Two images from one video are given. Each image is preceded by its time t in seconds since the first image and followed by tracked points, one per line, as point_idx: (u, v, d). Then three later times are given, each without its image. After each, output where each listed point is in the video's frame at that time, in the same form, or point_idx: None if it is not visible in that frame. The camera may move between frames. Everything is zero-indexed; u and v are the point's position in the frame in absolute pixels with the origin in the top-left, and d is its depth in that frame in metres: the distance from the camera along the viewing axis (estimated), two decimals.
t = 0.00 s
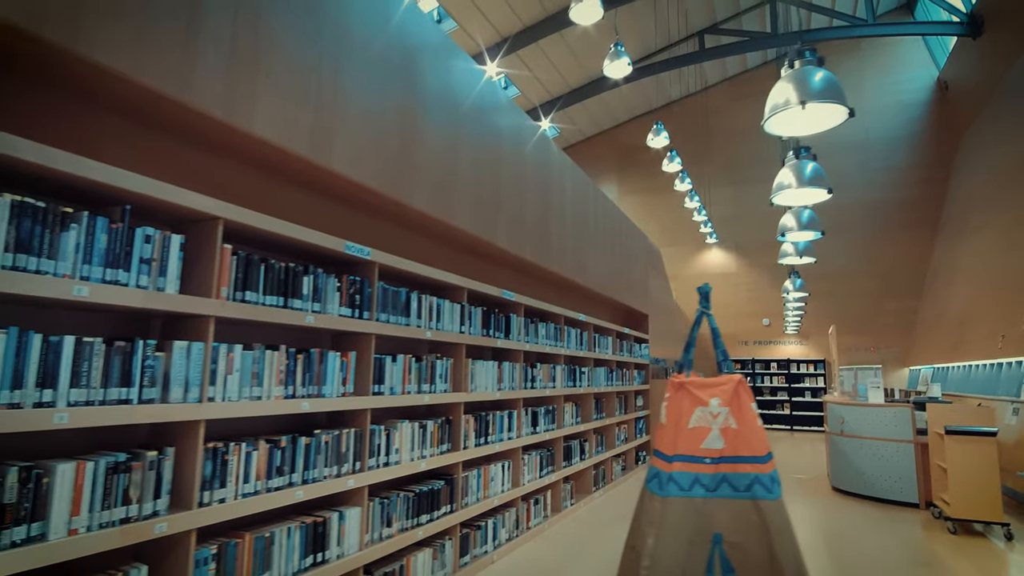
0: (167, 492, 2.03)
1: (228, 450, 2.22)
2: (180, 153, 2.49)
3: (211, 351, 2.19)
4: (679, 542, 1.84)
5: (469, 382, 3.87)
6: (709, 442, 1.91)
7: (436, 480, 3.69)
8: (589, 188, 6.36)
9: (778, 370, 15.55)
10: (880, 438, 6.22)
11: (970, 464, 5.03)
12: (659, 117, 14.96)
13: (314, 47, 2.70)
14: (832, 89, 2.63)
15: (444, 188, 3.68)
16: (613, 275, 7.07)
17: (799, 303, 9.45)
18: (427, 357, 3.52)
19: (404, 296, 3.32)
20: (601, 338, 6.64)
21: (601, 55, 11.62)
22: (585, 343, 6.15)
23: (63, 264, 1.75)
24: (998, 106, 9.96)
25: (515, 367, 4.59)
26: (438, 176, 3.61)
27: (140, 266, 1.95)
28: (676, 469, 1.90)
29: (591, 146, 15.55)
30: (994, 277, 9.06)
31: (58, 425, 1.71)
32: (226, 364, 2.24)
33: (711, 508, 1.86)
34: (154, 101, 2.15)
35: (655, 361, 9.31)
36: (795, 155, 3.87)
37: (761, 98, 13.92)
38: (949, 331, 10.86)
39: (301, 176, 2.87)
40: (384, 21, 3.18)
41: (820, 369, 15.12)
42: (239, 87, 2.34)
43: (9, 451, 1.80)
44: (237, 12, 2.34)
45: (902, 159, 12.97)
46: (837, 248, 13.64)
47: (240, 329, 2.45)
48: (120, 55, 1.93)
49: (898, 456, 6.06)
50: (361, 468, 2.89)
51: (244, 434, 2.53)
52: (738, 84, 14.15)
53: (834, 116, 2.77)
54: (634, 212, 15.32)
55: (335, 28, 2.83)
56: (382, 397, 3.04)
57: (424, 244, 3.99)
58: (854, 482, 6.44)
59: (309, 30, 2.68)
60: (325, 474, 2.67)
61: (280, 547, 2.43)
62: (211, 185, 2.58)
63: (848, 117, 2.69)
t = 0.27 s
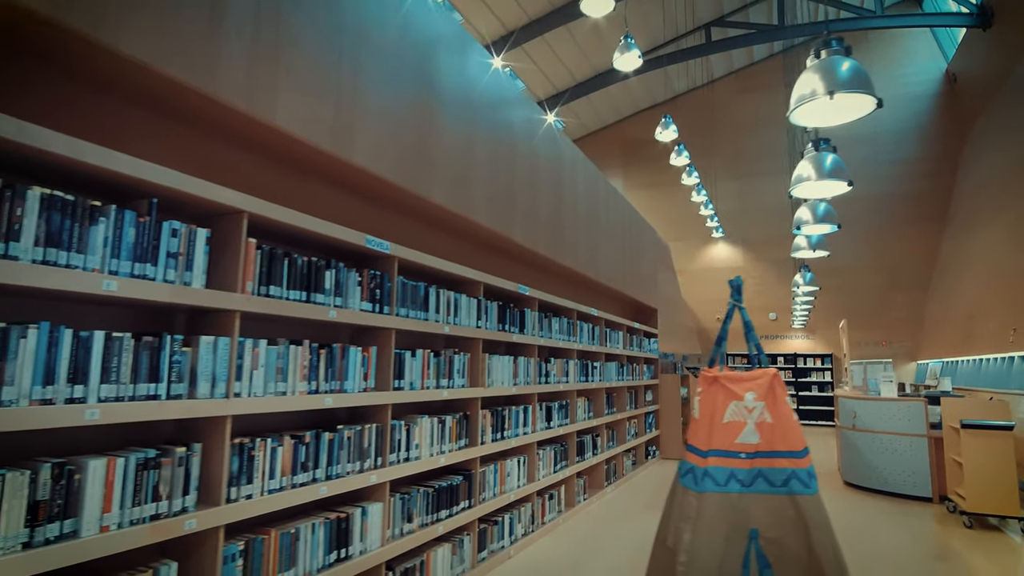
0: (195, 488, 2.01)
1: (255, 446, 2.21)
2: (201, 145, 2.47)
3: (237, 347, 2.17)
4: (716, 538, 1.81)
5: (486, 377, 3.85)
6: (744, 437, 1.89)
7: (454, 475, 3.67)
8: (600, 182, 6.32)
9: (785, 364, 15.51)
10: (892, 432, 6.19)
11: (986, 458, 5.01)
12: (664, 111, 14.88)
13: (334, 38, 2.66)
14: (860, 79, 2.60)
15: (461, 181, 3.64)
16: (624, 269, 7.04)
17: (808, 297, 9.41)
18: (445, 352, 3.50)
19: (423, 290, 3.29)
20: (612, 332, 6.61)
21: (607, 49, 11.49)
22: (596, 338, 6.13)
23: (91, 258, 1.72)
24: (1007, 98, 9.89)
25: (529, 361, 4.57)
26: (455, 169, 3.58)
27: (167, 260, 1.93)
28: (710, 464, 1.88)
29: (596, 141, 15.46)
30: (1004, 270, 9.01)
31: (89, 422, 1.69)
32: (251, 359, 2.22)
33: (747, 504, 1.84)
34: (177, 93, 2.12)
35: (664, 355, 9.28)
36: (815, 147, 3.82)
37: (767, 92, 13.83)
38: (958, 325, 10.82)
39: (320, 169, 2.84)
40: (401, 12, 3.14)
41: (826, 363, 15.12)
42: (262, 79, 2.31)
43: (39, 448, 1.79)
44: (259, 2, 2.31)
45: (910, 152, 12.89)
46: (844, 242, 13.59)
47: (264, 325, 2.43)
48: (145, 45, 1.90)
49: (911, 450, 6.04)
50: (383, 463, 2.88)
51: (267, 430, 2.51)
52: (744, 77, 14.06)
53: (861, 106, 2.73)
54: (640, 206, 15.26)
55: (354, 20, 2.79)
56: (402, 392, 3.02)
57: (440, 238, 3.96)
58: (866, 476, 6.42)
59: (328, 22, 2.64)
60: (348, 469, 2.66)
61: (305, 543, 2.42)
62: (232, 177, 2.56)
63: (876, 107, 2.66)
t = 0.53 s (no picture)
0: (223, 481, 2.01)
1: (281, 439, 2.20)
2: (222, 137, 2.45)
3: (263, 340, 2.16)
4: (749, 532, 1.80)
5: (501, 370, 3.84)
6: (777, 431, 1.88)
7: (471, 469, 3.67)
8: (610, 175, 6.31)
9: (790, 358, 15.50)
10: (902, 427, 6.19)
11: (998, 452, 5.01)
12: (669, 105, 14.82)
13: (355, 28, 2.63)
14: (887, 71, 2.58)
15: (476, 174, 3.62)
16: (633, 263, 7.03)
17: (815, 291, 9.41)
18: (462, 346, 3.49)
19: (440, 283, 3.28)
20: (621, 326, 6.60)
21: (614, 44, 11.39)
22: (607, 331, 6.13)
23: (122, 250, 1.70)
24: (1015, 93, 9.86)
25: (543, 355, 4.56)
26: (471, 161, 3.55)
27: (195, 252, 1.91)
28: (744, 458, 1.86)
29: (601, 135, 15.40)
30: (1011, 265, 9.00)
31: (122, 414, 1.68)
32: (277, 352, 2.21)
33: (780, 498, 1.82)
34: (203, 83, 2.10)
35: (671, 350, 9.29)
36: (833, 140, 3.80)
37: (772, 85, 13.76)
38: (965, 320, 10.81)
39: (340, 161, 2.82)
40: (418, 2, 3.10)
41: (831, 358, 14.85)
42: (285, 69, 2.28)
43: (70, 441, 1.78)
44: None
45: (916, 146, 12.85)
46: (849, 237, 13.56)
47: (287, 317, 2.42)
48: (173, 35, 1.88)
49: (921, 444, 6.03)
50: (403, 457, 2.87)
51: (290, 423, 2.50)
52: (749, 71, 13.97)
53: (888, 98, 2.70)
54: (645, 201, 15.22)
55: (374, 10, 2.76)
56: (422, 385, 3.01)
57: (453, 231, 3.95)
58: (875, 470, 6.43)
59: (349, 11, 2.61)
60: (370, 462, 2.65)
61: (329, 536, 2.42)
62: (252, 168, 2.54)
63: (902, 99, 2.63)
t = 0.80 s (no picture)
0: (258, 475, 2.01)
1: (312, 433, 2.20)
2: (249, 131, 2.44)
3: (294, 333, 2.16)
4: (785, 524, 1.81)
5: (518, 365, 3.85)
6: (812, 423, 1.89)
7: (489, 463, 3.68)
8: (619, 170, 6.30)
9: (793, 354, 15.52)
10: (911, 421, 6.21)
11: (1009, 446, 5.03)
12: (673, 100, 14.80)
13: (380, 22, 2.62)
14: (913, 64, 2.57)
15: (494, 168, 3.60)
16: (641, 259, 7.03)
17: (821, 286, 9.42)
18: (481, 340, 3.49)
19: (461, 278, 3.28)
20: (630, 321, 6.60)
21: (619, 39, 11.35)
22: (617, 326, 6.13)
23: (162, 243, 1.70)
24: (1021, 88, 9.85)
25: (557, 350, 4.57)
26: (489, 155, 3.54)
27: (230, 245, 1.91)
28: (780, 450, 1.87)
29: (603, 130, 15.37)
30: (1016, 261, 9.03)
31: (164, 408, 1.68)
32: (307, 346, 2.21)
33: (816, 490, 1.83)
34: (235, 76, 2.08)
35: (677, 345, 9.29)
36: (850, 134, 3.79)
37: (776, 80, 13.71)
38: (970, 315, 10.82)
39: (364, 155, 2.81)
40: None
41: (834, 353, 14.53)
42: (315, 62, 2.27)
43: (109, 435, 1.78)
44: None
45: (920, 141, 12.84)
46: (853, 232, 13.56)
47: (315, 311, 2.42)
48: (208, 27, 1.86)
49: (930, 439, 6.05)
50: (426, 451, 2.88)
51: (317, 417, 2.50)
52: (753, 66, 13.91)
53: (913, 92, 2.70)
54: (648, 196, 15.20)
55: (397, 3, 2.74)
56: (444, 379, 3.02)
57: (469, 225, 3.94)
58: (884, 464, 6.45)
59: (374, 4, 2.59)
60: (395, 456, 2.66)
61: (357, 529, 2.42)
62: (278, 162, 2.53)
63: (928, 93, 2.63)
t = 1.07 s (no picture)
0: (292, 467, 2.03)
1: (342, 426, 2.23)
2: (275, 127, 2.41)
3: (325, 327, 2.18)
4: (817, 514, 1.84)
5: (534, 358, 3.87)
6: (841, 415, 1.91)
7: (506, 456, 3.71)
8: (628, 165, 6.31)
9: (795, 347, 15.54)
10: (919, 414, 6.24)
11: (1018, 439, 5.07)
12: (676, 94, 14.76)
13: (404, 16, 2.60)
14: (935, 58, 2.58)
15: (510, 162, 3.59)
16: (648, 253, 7.04)
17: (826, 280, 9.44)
18: (498, 334, 3.51)
19: (480, 272, 3.29)
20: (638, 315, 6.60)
21: (623, 33, 11.29)
22: (626, 320, 6.15)
23: (201, 238, 1.72)
24: None
25: (570, 343, 4.59)
26: (506, 149, 3.53)
27: (264, 240, 1.92)
28: (810, 441, 1.90)
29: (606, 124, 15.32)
30: (1020, 255, 9.05)
31: (205, 401, 1.70)
32: (337, 340, 2.23)
33: (846, 481, 1.86)
34: (266, 71, 2.06)
35: (682, 339, 9.32)
36: (865, 128, 3.80)
37: (781, 74, 13.63)
38: (975, 309, 10.85)
39: (386, 150, 2.79)
40: None
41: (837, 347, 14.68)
42: (344, 57, 2.26)
43: (148, 429, 1.80)
44: None
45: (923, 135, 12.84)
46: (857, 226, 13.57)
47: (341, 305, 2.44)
48: (241, 22, 1.84)
49: (937, 431, 6.09)
50: (449, 444, 2.90)
51: (343, 411, 2.53)
52: (756, 59, 13.82)
53: (934, 86, 2.71)
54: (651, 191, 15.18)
55: None
56: (464, 373, 3.04)
57: (485, 220, 3.95)
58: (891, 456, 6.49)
59: None
60: (420, 449, 2.68)
61: (385, 521, 2.45)
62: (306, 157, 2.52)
63: (949, 87, 2.64)
